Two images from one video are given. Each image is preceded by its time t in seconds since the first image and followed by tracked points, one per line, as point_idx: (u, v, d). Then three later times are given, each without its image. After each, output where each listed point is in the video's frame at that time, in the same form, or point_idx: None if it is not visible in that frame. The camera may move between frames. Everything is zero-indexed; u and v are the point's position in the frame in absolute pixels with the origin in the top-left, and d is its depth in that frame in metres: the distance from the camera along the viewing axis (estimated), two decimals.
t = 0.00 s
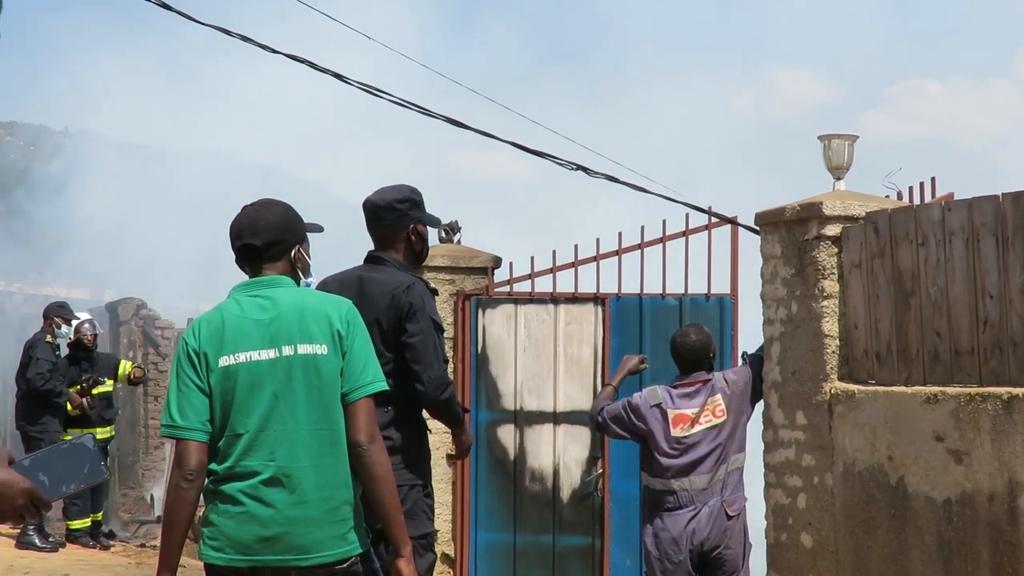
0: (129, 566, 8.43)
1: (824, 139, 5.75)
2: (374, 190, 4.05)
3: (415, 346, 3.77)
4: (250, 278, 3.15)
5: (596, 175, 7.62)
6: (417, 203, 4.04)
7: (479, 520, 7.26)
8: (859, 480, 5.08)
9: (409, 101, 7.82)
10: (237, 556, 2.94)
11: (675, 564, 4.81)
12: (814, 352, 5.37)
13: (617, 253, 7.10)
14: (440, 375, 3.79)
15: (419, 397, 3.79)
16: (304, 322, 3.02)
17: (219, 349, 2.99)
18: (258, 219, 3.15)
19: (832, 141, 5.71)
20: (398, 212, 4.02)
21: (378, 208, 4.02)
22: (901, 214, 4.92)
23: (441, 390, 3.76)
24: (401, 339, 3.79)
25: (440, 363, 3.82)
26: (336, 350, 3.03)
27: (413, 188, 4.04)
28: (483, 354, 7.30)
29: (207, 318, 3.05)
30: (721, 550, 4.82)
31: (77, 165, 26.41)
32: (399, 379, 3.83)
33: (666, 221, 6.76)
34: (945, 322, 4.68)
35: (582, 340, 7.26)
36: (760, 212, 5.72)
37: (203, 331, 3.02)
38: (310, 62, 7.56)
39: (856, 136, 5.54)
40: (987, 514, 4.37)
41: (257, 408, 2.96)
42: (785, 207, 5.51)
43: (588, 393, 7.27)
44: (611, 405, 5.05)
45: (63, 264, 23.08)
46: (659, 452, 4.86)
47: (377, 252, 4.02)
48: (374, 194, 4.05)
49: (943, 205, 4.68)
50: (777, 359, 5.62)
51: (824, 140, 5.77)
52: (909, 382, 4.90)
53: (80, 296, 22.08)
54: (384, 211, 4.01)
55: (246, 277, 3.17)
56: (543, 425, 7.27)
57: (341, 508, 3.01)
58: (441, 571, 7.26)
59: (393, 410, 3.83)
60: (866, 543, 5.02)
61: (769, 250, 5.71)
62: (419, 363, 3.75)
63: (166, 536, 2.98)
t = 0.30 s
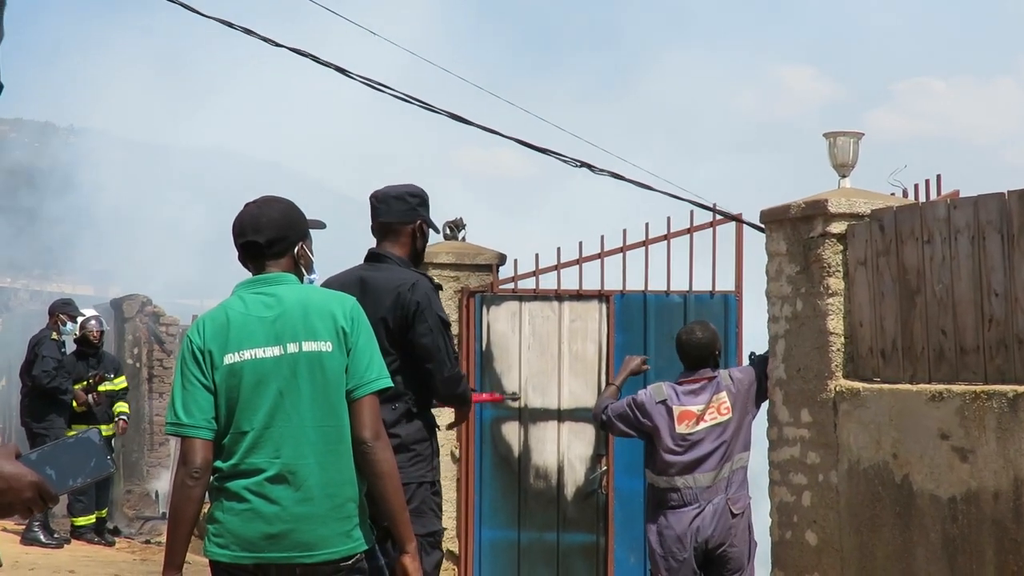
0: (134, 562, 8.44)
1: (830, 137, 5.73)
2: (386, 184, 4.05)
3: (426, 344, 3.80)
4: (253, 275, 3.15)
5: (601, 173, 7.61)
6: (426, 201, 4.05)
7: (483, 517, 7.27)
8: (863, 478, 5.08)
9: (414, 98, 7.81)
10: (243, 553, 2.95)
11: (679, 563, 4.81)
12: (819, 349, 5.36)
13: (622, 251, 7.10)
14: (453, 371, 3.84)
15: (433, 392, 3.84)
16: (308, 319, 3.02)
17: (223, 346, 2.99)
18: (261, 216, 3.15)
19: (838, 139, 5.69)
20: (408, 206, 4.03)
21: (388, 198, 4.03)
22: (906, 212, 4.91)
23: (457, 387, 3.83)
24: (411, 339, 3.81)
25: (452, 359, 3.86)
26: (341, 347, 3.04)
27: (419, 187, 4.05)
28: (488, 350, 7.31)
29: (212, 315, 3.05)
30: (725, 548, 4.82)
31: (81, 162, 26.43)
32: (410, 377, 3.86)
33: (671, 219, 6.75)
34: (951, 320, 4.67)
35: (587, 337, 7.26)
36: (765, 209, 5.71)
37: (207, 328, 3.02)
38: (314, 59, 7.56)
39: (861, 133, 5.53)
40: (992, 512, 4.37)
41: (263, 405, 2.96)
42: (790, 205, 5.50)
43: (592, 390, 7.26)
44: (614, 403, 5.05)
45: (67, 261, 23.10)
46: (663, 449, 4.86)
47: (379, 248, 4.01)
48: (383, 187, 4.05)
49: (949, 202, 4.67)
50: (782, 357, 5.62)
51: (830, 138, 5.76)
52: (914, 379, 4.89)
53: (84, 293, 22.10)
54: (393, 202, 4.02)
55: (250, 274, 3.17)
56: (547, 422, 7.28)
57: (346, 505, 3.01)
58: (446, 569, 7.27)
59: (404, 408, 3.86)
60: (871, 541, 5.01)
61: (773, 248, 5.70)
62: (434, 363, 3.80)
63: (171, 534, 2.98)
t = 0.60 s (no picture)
0: (142, 561, 8.46)
1: (839, 136, 5.72)
2: (383, 185, 4.06)
3: (435, 340, 3.81)
4: (262, 274, 3.16)
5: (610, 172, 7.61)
6: (424, 197, 4.03)
7: (492, 517, 7.26)
8: (873, 478, 5.07)
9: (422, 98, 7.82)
10: (252, 553, 2.95)
11: (688, 562, 4.80)
12: (828, 349, 5.35)
13: (630, 251, 7.10)
14: (463, 367, 3.85)
15: (444, 390, 3.85)
16: (317, 318, 3.03)
17: (232, 346, 3.00)
18: (269, 215, 3.16)
19: (847, 138, 5.68)
20: (404, 206, 4.01)
21: (385, 201, 4.03)
22: (915, 212, 4.90)
23: (467, 382, 3.83)
24: (420, 336, 3.82)
25: (461, 354, 3.87)
26: (349, 346, 3.04)
27: (419, 182, 4.03)
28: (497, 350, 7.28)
29: (220, 315, 3.06)
30: (733, 548, 4.81)
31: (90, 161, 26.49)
32: (421, 375, 3.87)
33: (679, 218, 6.75)
34: (960, 320, 4.66)
35: (595, 336, 7.26)
36: (774, 209, 5.71)
37: (216, 327, 3.03)
38: (323, 58, 7.57)
39: (871, 133, 5.52)
40: (1002, 513, 4.35)
41: (272, 405, 2.97)
42: (799, 205, 5.50)
43: (600, 389, 7.27)
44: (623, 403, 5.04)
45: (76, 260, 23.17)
46: (671, 448, 4.85)
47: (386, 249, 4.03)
48: (381, 189, 4.06)
49: (959, 202, 4.66)
50: (791, 357, 5.61)
51: (839, 137, 5.75)
52: (924, 379, 4.88)
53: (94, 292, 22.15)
54: (390, 205, 4.01)
55: (258, 274, 3.18)
56: (556, 422, 7.28)
57: (355, 504, 3.02)
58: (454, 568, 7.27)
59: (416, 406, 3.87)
60: (881, 541, 5.01)
61: (783, 247, 5.70)
62: (443, 359, 3.80)
63: (180, 534, 2.99)
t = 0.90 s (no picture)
0: (148, 561, 8.48)
1: (843, 135, 5.72)
2: (390, 193, 4.07)
3: (439, 346, 3.83)
4: (265, 274, 3.17)
5: (615, 171, 7.60)
6: (432, 204, 4.04)
7: (496, 515, 7.27)
8: (878, 477, 5.07)
9: (426, 97, 7.82)
10: (256, 552, 2.96)
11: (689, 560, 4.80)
12: (833, 348, 5.35)
13: (635, 250, 7.11)
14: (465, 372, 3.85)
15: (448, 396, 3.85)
16: (320, 318, 3.03)
17: (235, 345, 3.01)
18: (273, 215, 3.17)
19: (851, 136, 5.68)
20: (413, 213, 4.02)
21: (392, 209, 4.04)
22: (920, 210, 4.90)
23: (470, 387, 3.84)
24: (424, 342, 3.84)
25: (464, 360, 3.88)
26: (352, 345, 3.05)
27: (426, 190, 4.04)
28: (501, 350, 7.30)
29: (224, 314, 3.06)
30: (735, 546, 4.81)
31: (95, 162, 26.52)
32: (425, 382, 3.88)
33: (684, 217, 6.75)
34: (965, 318, 4.65)
35: (600, 335, 7.26)
36: (779, 207, 5.71)
37: (219, 327, 3.04)
38: (327, 57, 7.58)
39: (875, 131, 5.52)
40: (1007, 511, 4.34)
41: (275, 404, 2.97)
42: (803, 203, 5.50)
43: (605, 388, 7.27)
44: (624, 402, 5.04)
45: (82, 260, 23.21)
46: (673, 445, 4.85)
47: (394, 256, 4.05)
48: (389, 197, 4.07)
49: (963, 200, 4.65)
50: (796, 355, 5.61)
51: (844, 135, 5.74)
52: (929, 378, 4.87)
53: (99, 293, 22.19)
54: (398, 213, 4.02)
55: (262, 274, 3.18)
56: (561, 421, 7.28)
57: (359, 503, 3.02)
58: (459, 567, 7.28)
59: (423, 413, 3.88)
60: (886, 540, 5.00)
61: (787, 246, 5.70)
62: (445, 364, 3.81)
63: (184, 534, 3.00)
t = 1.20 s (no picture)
0: (151, 561, 8.50)
1: (847, 134, 5.72)
2: (395, 206, 4.25)
3: (442, 350, 4.01)
4: (267, 274, 3.17)
5: (618, 171, 7.60)
6: (436, 216, 4.22)
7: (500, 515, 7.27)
8: (882, 476, 5.06)
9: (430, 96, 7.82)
10: (259, 552, 2.97)
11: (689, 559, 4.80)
12: (837, 347, 5.35)
13: (639, 250, 7.11)
14: (469, 376, 4.02)
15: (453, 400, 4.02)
16: (323, 318, 3.04)
17: (238, 345, 3.01)
18: (275, 214, 3.17)
19: (855, 136, 5.68)
20: (417, 225, 4.21)
21: (398, 222, 4.23)
22: (924, 210, 4.89)
23: (472, 390, 3.99)
24: (428, 348, 4.02)
25: (468, 364, 4.05)
26: (355, 345, 3.05)
27: (432, 202, 4.22)
28: (505, 349, 7.29)
29: (226, 314, 3.07)
30: (736, 545, 4.81)
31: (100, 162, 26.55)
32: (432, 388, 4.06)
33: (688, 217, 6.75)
34: (969, 318, 4.64)
35: (604, 335, 7.27)
36: (783, 207, 5.71)
37: (222, 327, 3.04)
38: (331, 58, 7.58)
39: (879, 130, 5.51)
40: (1012, 511, 4.33)
41: (278, 404, 2.98)
42: (807, 203, 5.49)
43: (609, 388, 7.28)
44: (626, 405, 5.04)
45: (86, 260, 23.23)
46: (676, 447, 4.85)
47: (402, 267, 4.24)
48: (395, 210, 4.25)
49: (968, 199, 4.65)
50: (800, 355, 5.61)
51: (848, 135, 5.74)
52: (933, 378, 4.86)
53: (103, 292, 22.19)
54: (404, 225, 4.22)
55: (263, 274, 3.19)
56: (564, 421, 7.28)
57: (362, 503, 3.03)
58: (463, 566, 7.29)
59: (433, 419, 4.06)
60: (890, 539, 4.99)
61: (791, 245, 5.70)
62: (447, 369, 3.99)
63: (186, 534, 3.00)
